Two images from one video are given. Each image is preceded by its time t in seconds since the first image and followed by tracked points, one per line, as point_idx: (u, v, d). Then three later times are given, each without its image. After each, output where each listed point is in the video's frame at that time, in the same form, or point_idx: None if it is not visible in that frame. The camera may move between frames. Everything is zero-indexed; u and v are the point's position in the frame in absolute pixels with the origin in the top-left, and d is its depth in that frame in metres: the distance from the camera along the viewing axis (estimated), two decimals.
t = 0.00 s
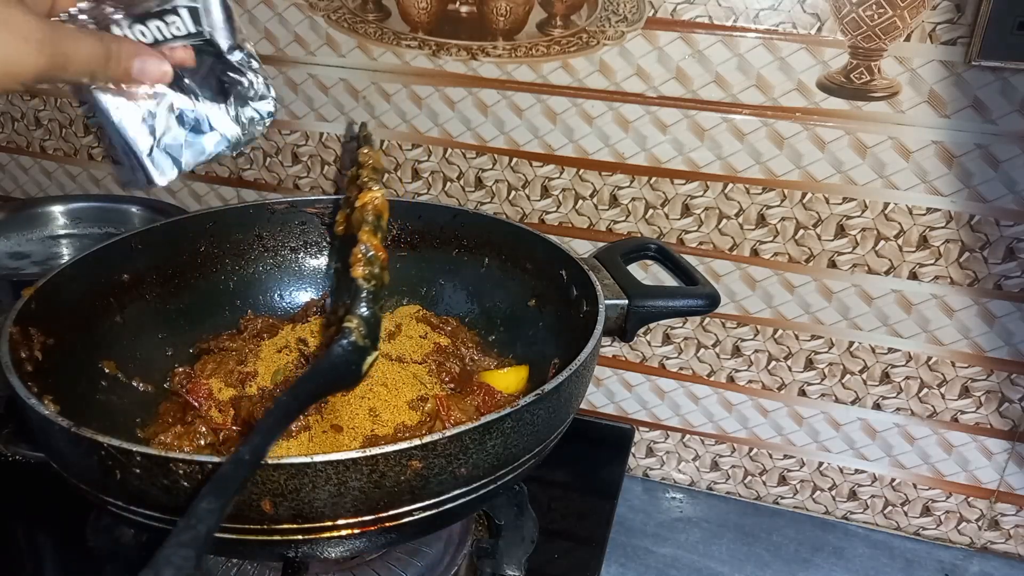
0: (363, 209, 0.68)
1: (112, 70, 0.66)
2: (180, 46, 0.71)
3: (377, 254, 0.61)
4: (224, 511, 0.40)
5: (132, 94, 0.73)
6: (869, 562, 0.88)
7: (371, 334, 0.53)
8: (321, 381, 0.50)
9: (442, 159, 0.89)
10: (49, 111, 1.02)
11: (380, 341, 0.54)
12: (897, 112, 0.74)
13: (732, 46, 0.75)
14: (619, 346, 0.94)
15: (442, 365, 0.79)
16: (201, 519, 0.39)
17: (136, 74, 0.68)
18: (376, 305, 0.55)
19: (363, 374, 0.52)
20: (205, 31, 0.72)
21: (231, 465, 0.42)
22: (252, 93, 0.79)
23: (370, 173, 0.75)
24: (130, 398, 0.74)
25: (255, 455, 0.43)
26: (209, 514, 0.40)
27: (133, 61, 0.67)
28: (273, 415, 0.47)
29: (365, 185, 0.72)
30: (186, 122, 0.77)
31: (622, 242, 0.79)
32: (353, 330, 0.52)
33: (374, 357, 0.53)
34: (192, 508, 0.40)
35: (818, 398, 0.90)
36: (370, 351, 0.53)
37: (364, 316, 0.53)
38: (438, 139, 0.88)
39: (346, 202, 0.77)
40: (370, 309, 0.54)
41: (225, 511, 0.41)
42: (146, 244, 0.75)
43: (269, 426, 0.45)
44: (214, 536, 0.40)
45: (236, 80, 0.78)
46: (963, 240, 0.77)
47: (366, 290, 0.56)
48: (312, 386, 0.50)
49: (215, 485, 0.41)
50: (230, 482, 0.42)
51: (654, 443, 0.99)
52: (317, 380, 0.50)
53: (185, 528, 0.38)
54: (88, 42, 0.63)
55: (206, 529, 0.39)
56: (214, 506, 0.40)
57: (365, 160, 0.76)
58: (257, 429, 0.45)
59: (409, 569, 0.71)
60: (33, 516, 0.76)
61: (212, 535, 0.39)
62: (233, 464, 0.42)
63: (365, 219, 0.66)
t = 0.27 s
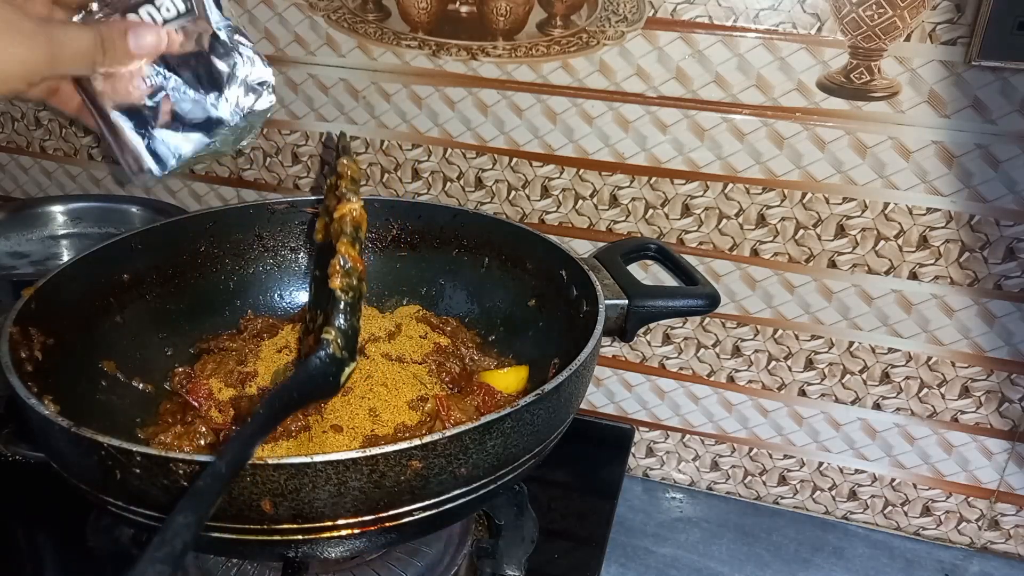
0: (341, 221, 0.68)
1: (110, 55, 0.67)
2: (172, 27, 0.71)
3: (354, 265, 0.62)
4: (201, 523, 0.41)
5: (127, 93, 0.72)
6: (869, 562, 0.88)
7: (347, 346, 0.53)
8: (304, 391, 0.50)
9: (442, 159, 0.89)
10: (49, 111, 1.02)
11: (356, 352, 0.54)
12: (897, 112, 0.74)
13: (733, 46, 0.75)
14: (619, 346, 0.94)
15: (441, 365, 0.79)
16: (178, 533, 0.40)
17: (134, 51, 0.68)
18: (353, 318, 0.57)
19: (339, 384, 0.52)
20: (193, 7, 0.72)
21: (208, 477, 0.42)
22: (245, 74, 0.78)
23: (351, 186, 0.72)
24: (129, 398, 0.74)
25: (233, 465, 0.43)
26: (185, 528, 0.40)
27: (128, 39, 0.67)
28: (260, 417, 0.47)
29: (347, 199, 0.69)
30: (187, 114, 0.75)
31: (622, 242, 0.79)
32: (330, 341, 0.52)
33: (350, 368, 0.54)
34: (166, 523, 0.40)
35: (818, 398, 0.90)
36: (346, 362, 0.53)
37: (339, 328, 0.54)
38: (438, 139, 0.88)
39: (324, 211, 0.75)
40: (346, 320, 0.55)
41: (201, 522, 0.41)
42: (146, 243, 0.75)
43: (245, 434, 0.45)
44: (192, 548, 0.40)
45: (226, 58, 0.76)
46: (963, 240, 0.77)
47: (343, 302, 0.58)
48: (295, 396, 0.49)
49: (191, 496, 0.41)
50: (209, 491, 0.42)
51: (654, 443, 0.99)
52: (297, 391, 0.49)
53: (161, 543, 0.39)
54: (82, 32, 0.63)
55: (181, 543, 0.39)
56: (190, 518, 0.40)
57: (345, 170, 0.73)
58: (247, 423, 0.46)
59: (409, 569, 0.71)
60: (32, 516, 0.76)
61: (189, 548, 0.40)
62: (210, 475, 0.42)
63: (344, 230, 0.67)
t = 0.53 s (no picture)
0: (366, 217, 0.66)
1: (142, 54, 0.70)
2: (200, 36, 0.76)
3: (380, 263, 0.59)
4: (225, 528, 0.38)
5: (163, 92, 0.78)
6: (869, 562, 0.88)
7: (374, 345, 0.50)
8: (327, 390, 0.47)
9: (442, 159, 0.89)
10: (49, 111, 1.02)
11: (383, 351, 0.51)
12: (897, 112, 0.74)
13: (732, 46, 0.75)
14: (619, 346, 0.94)
15: (441, 365, 0.79)
16: (200, 536, 0.36)
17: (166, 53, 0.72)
18: (379, 316, 0.53)
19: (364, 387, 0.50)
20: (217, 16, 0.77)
21: (232, 480, 0.39)
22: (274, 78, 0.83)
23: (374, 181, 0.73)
24: (129, 397, 0.74)
25: (255, 469, 0.41)
26: (208, 532, 0.36)
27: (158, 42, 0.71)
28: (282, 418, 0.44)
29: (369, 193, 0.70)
30: (221, 122, 0.82)
31: (622, 242, 0.79)
32: (356, 339, 0.49)
33: (375, 369, 0.51)
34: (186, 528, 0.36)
35: (818, 398, 0.90)
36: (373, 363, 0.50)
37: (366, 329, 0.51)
38: (438, 139, 0.88)
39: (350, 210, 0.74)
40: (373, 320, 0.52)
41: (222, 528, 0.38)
42: (145, 244, 0.75)
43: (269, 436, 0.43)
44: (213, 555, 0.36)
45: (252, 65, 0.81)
46: (963, 240, 0.77)
47: (369, 301, 0.54)
48: (317, 396, 0.46)
49: (212, 499, 0.38)
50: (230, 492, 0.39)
51: (654, 443, 0.99)
52: (320, 392, 0.47)
53: (182, 547, 0.35)
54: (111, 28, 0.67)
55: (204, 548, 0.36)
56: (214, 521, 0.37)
57: (370, 166, 0.75)
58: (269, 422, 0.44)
59: (409, 569, 0.71)
60: (32, 516, 0.76)
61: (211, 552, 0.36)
62: (233, 479, 0.40)
63: (370, 224, 0.64)
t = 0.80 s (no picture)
0: (363, 213, 0.67)
1: (140, 76, 0.68)
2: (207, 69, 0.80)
3: (378, 257, 0.62)
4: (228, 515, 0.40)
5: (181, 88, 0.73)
6: (869, 562, 0.88)
7: (371, 338, 0.54)
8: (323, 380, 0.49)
9: (442, 159, 0.89)
10: (49, 111, 1.02)
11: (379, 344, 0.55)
12: (897, 112, 0.74)
13: (732, 46, 0.75)
14: (619, 346, 0.94)
15: (441, 365, 0.79)
16: (204, 523, 0.38)
17: (167, 83, 0.70)
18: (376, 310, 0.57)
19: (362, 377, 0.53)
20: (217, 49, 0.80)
21: (235, 470, 0.41)
22: (286, 88, 0.85)
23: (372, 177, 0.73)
24: (129, 398, 0.74)
25: (258, 457, 0.43)
26: (211, 519, 0.39)
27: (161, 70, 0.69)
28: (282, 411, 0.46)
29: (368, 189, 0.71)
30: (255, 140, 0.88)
31: (622, 242, 0.79)
32: (353, 332, 0.53)
33: (374, 360, 0.54)
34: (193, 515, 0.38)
35: (818, 398, 0.90)
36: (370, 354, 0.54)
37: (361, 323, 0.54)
38: (438, 139, 0.88)
39: (348, 207, 0.75)
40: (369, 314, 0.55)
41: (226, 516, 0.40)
42: (145, 244, 0.75)
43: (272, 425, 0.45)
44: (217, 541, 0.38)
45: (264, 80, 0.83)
46: (963, 240, 0.77)
47: (366, 294, 0.58)
48: (316, 387, 0.49)
49: (217, 488, 0.40)
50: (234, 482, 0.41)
51: (654, 443, 0.99)
52: (321, 383, 0.50)
53: (188, 533, 0.37)
54: (108, 44, 0.65)
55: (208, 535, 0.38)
56: (218, 510, 0.39)
57: (368, 162, 0.75)
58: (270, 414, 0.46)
59: (409, 569, 0.71)
60: (32, 516, 0.76)
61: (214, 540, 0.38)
62: (237, 467, 0.42)
63: (367, 220, 0.66)
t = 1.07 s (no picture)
0: (378, 214, 0.67)
1: (139, 88, 0.65)
2: (203, 77, 0.75)
3: (392, 259, 0.61)
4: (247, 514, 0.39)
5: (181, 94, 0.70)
6: (869, 562, 0.88)
7: (385, 339, 0.53)
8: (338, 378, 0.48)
9: (442, 159, 0.89)
10: (49, 111, 1.02)
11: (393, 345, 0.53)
12: (897, 112, 0.74)
13: (732, 46, 0.75)
14: (619, 346, 0.94)
15: (441, 365, 0.79)
16: (225, 521, 0.37)
17: (166, 93, 0.68)
18: (390, 311, 0.56)
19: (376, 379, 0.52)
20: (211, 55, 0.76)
21: (253, 469, 0.41)
22: (284, 94, 0.79)
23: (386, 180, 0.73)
24: (129, 398, 0.74)
25: (275, 457, 0.42)
26: (231, 518, 0.38)
27: (161, 80, 0.67)
28: (296, 413, 0.46)
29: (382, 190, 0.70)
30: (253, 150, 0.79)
31: (622, 242, 0.79)
32: (368, 333, 0.52)
33: (388, 361, 0.53)
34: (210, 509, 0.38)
35: (818, 398, 0.90)
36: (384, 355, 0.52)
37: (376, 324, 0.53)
38: (438, 139, 0.88)
39: (361, 208, 0.75)
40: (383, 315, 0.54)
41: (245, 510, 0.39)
42: (145, 244, 0.75)
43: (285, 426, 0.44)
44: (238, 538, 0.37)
45: (261, 87, 0.78)
46: (963, 240, 0.77)
47: (381, 295, 0.57)
48: (330, 388, 0.49)
49: (234, 487, 0.40)
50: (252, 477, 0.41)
51: (654, 443, 0.99)
52: (336, 384, 0.49)
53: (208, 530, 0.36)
54: (104, 56, 0.63)
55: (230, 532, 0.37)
56: (237, 508, 0.38)
57: (380, 166, 0.75)
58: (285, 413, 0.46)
59: (409, 569, 0.71)
60: (33, 516, 0.76)
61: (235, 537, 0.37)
62: (252, 468, 0.41)
63: (380, 222, 0.65)
